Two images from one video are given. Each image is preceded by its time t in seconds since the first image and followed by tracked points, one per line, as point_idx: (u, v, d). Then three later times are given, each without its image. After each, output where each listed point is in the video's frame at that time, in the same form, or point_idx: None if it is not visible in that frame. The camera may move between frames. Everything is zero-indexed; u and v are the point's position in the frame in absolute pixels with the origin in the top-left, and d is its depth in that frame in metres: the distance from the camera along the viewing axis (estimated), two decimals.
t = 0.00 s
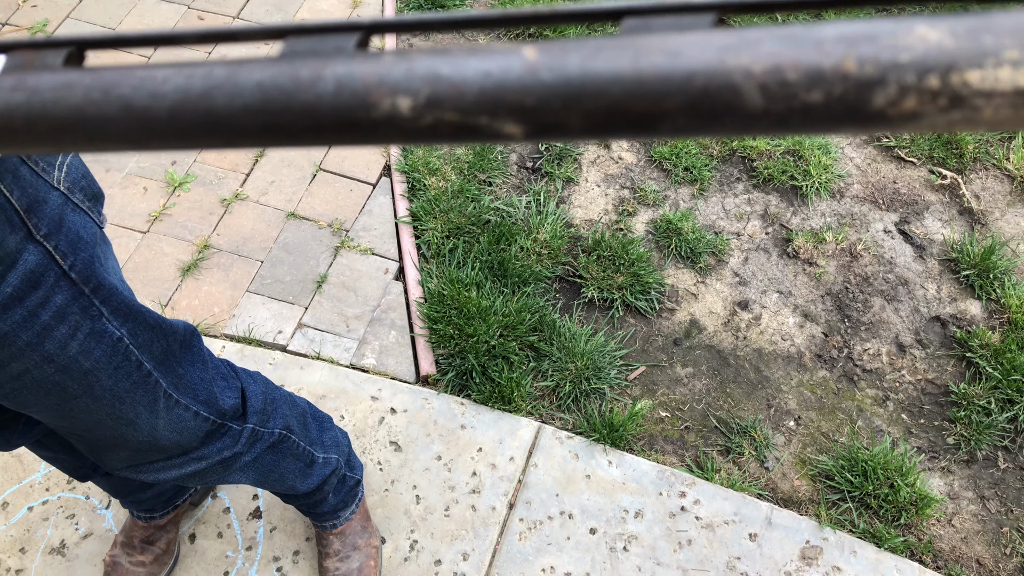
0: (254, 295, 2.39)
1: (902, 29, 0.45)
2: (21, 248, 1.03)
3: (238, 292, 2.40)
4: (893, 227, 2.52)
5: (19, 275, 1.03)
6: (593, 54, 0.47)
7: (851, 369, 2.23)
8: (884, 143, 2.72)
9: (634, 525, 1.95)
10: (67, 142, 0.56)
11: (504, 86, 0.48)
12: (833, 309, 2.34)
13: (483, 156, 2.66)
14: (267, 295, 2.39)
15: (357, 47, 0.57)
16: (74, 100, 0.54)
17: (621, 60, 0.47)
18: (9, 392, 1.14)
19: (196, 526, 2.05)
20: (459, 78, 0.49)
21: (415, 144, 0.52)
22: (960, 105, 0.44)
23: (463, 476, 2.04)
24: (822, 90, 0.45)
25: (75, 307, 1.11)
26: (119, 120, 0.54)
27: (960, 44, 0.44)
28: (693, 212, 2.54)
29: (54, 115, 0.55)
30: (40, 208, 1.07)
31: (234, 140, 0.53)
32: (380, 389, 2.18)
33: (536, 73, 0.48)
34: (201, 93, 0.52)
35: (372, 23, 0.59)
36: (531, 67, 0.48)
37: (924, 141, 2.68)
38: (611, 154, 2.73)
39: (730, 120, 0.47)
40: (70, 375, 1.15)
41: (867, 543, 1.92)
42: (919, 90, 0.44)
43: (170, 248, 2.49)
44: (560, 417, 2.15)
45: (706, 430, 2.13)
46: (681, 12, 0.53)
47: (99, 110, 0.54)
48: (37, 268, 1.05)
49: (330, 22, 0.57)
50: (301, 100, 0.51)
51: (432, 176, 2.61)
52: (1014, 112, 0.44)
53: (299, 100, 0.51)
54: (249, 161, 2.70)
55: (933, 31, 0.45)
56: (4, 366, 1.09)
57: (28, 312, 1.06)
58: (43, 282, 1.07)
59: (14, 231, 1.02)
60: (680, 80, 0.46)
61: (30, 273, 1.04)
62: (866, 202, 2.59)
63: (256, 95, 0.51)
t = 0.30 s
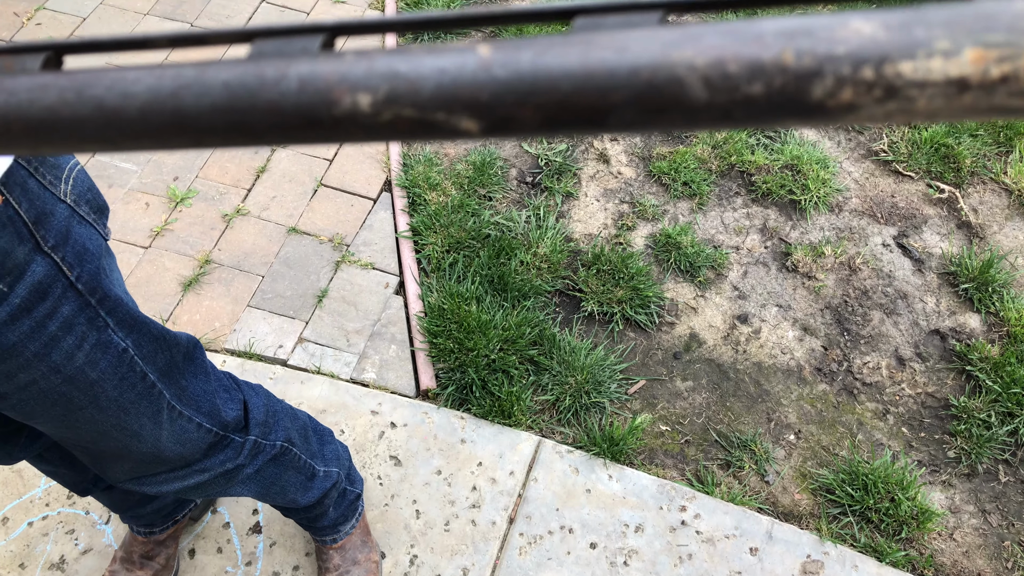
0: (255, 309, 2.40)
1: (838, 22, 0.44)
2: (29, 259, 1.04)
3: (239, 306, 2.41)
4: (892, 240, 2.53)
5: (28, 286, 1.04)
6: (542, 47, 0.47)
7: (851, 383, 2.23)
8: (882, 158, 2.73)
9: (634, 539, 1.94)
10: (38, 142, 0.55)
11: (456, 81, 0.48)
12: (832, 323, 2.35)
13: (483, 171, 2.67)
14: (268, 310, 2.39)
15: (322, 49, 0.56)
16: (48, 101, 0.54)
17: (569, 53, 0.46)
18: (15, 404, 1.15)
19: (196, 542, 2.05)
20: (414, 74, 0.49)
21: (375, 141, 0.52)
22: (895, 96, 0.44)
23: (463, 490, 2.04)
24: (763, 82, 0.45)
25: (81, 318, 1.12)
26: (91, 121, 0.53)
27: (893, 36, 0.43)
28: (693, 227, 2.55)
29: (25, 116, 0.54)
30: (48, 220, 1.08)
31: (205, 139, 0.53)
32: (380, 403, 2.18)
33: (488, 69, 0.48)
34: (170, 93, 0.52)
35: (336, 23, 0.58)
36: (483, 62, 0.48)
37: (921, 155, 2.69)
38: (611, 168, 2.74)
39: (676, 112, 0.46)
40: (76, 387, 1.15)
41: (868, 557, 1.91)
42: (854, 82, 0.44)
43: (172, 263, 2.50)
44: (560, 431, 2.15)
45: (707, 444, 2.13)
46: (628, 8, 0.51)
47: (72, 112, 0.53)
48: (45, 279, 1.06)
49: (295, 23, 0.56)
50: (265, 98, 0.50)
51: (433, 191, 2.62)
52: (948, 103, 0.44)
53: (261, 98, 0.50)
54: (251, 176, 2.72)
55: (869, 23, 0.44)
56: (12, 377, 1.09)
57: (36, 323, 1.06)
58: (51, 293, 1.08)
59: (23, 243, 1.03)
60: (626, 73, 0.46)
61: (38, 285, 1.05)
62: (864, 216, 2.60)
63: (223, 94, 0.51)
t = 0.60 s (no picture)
0: (252, 328, 2.40)
1: (770, 52, 0.47)
2: (27, 278, 1.05)
3: (237, 325, 2.41)
4: (886, 255, 2.54)
5: (25, 305, 1.05)
6: (499, 76, 0.49)
7: (847, 398, 2.24)
8: (875, 174, 2.75)
9: (632, 556, 1.94)
10: (28, 164, 0.57)
11: (422, 107, 0.49)
12: (828, 338, 2.36)
13: (480, 190, 2.69)
14: (266, 329, 2.40)
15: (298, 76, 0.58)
16: (37, 126, 0.55)
17: (525, 83, 0.48)
18: (13, 422, 1.15)
19: (193, 561, 2.04)
20: (381, 101, 0.50)
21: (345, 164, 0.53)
22: (823, 121, 0.46)
23: (461, 508, 2.03)
24: (702, 108, 0.47)
25: (78, 336, 1.13)
26: (77, 145, 0.55)
27: (819, 66, 0.46)
28: (688, 243, 2.57)
29: (16, 141, 0.56)
30: (46, 240, 1.10)
31: (186, 163, 0.54)
32: (377, 422, 2.19)
33: (450, 97, 0.49)
34: (152, 119, 0.53)
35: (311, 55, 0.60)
36: (446, 91, 0.49)
37: (913, 171, 2.72)
38: (606, 186, 2.76)
39: (623, 137, 0.48)
40: (73, 405, 1.16)
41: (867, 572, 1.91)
42: (785, 107, 0.46)
43: (170, 283, 2.51)
44: (557, 447, 2.15)
45: (704, 460, 2.13)
46: (579, 40, 0.54)
47: (60, 137, 0.55)
48: (42, 297, 1.07)
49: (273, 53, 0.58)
50: (241, 123, 0.52)
51: (430, 210, 2.64)
52: (871, 128, 0.46)
53: (239, 124, 0.52)
54: (248, 196, 2.74)
55: (797, 54, 0.47)
56: (9, 396, 1.10)
57: (33, 342, 1.07)
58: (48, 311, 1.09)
59: (21, 262, 1.04)
60: (576, 101, 0.47)
61: (35, 303, 1.06)
62: (858, 232, 2.62)
63: (202, 120, 0.52)
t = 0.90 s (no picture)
0: (250, 342, 2.41)
1: (721, 51, 0.50)
2: (24, 291, 1.06)
3: (234, 340, 2.42)
4: (880, 264, 2.56)
5: (22, 317, 1.06)
6: (467, 77, 0.52)
7: (843, 406, 2.24)
8: (868, 183, 2.77)
9: (630, 566, 1.94)
10: (19, 170, 0.58)
11: (393, 108, 0.52)
12: (823, 347, 2.37)
13: (475, 203, 2.71)
14: (263, 343, 2.41)
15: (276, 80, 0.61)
16: (28, 132, 0.57)
17: (491, 82, 0.51)
18: (10, 434, 1.16)
19: None
20: (354, 103, 0.53)
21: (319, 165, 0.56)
22: (773, 115, 0.50)
23: (458, 520, 2.03)
24: (658, 104, 0.50)
25: (75, 349, 1.14)
26: (68, 150, 0.57)
27: (767, 63, 0.50)
28: (683, 254, 2.58)
29: (7, 146, 0.57)
30: (43, 253, 1.11)
31: (171, 164, 0.57)
32: (374, 434, 2.19)
33: (421, 98, 0.52)
34: (140, 123, 0.56)
35: (287, 60, 0.63)
36: (416, 91, 0.52)
37: (906, 180, 2.73)
38: (601, 199, 2.78)
39: (586, 134, 0.51)
40: (69, 417, 1.17)
41: None
42: (736, 102, 0.49)
43: (168, 298, 2.52)
44: (555, 458, 2.15)
45: (701, 469, 2.13)
46: (543, 42, 0.57)
47: (50, 142, 0.57)
48: (39, 309, 1.08)
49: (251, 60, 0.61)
50: (224, 126, 0.54)
51: (425, 223, 2.66)
52: (817, 120, 0.50)
53: (221, 126, 0.54)
54: (245, 211, 2.75)
55: (746, 52, 0.50)
56: (5, 409, 1.11)
57: (29, 354, 1.08)
58: (45, 323, 1.10)
59: (18, 275, 1.05)
60: (540, 99, 0.51)
61: (32, 316, 1.07)
62: (852, 240, 2.63)
63: (187, 124, 0.55)
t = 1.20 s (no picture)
0: (241, 355, 2.41)
1: (670, 55, 0.57)
2: (10, 304, 1.07)
3: (226, 352, 2.42)
4: (869, 268, 2.57)
5: (8, 331, 1.06)
6: (430, 85, 0.59)
7: (835, 411, 2.25)
8: (857, 189, 2.79)
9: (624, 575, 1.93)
10: None
11: (357, 113, 0.59)
12: (814, 351, 2.37)
13: (466, 213, 2.71)
14: (254, 355, 2.41)
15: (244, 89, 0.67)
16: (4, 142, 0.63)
17: (453, 89, 0.58)
18: None
19: None
20: (320, 110, 0.60)
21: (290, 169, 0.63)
22: (720, 115, 0.57)
23: (451, 530, 2.03)
24: (610, 107, 0.57)
25: (61, 362, 1.14)
26: (42, 159, 0.63)
27: (715, 65, 0.56)
28: (673, 261, 2.59)
29: None
30: (28, 266, 1.11)
31: (140, 170, 0.63)
32: (366, 445, 2.18)
33: (383, 104, 0.59)
34: (110, 133, 0.62)
35: (255, 69, 0.70)
36: (380, 97, 0.59)
37: (894, 185, 2.75)
38: (591, 207, 2.78)
39: (543, 135, 0.59)
40: (57, 430, 1.16)
41: None
42: (685, 104, 0.57)
43: (159, 312, 2.52)
44: (547, 467, 2.15)
45: (693, 476, 2.13)
46: (505, 48, 0.64)
47: (26, 152, 0.63)
48: (25, 323, 1.09)
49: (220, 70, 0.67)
50: (193, 134, 0.61)
51: (416, 234, 2.66)
52: (764, 119, 0.57)
53: (191, 134, 0.61)
54: (236, 224, 2.75)
55: (695, 55, 0.57)
56: None
57: (16, 368, 1.08)
58: (32, 337, 1.10)
59: (4, 289, 1.06)
60: (499, 104, 0.58)
61: (19, 329, 1.08)
62: (841, 245, 2.64)
63: (157, 132, 0.61)
